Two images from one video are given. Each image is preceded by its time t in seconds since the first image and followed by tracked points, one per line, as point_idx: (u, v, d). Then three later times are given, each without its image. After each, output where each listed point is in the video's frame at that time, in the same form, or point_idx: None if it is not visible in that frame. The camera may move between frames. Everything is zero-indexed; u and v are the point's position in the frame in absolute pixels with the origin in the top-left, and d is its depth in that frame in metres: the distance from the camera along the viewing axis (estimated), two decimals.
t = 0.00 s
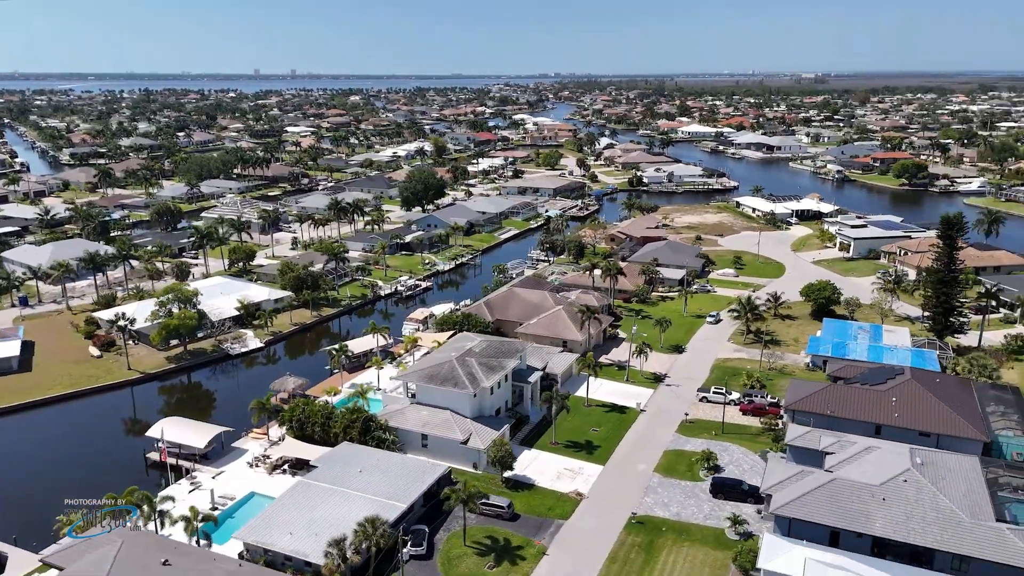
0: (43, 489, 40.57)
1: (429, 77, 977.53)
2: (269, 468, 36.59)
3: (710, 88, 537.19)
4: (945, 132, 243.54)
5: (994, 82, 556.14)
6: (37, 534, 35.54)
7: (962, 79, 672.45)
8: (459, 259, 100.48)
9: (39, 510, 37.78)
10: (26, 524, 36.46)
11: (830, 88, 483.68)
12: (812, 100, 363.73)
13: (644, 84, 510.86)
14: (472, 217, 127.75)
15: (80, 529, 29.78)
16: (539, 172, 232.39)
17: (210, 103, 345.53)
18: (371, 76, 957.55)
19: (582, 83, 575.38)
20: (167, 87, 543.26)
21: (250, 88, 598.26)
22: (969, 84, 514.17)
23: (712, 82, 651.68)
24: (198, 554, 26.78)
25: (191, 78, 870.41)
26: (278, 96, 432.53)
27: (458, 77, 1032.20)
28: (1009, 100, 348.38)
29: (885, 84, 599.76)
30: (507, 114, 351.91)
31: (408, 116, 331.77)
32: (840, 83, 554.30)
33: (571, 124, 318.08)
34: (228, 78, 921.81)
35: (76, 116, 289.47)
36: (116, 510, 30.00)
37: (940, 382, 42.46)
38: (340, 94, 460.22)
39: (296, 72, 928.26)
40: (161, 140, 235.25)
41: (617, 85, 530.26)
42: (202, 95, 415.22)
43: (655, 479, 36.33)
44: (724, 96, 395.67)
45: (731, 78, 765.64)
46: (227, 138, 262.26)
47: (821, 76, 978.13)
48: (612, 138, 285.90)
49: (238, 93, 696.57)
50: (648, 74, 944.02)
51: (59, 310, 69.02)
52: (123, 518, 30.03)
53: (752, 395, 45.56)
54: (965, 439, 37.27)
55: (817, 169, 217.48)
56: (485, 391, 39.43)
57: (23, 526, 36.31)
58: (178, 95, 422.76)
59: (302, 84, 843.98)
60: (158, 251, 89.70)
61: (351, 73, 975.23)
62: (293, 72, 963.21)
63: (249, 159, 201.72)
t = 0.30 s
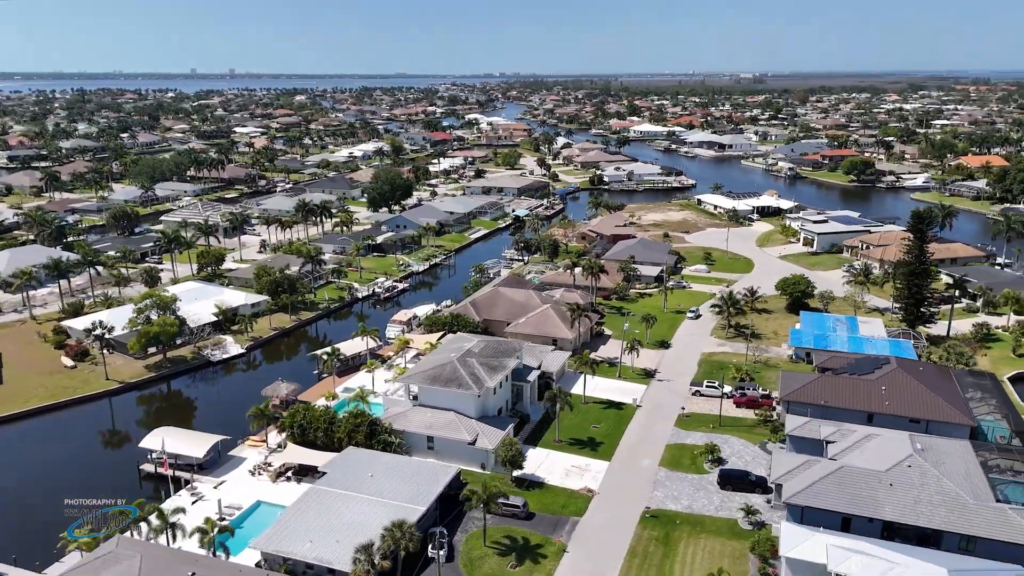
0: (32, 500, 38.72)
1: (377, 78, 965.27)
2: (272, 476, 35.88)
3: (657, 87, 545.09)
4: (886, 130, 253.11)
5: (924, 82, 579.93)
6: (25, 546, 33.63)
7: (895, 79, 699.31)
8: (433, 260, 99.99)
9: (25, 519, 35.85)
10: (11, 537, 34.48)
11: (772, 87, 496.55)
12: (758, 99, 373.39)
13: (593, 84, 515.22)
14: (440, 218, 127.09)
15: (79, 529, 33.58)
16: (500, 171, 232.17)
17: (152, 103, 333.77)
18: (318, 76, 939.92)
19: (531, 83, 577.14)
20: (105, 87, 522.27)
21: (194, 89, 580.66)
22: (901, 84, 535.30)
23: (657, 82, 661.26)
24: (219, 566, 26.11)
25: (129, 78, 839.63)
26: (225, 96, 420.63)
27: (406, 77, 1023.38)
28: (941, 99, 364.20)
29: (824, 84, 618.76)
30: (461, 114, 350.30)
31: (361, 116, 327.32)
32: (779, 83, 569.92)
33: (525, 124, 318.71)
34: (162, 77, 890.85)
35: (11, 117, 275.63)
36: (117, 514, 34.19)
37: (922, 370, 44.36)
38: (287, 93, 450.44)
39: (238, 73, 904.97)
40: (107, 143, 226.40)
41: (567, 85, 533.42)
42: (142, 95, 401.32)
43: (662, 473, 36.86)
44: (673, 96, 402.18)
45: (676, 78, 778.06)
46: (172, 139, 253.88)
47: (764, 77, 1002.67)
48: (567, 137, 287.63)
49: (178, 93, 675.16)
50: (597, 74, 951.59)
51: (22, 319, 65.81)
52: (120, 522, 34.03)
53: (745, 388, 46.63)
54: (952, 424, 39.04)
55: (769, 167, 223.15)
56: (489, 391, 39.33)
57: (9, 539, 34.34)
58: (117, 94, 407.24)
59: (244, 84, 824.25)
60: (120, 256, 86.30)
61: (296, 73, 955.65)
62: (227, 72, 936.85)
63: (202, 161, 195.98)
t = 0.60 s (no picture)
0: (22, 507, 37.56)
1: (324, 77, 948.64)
2: (276, 483, 35.17)
3: (605, 86, 550.87)
4: (831, 128, 261.83)
5: (855, 82, 600.41)
6: (18, 552, 32.27)
7: (832, 79, 723.84)
8: (405, 261, 99.16)
9: (19, 523, 34.61)
10: (3, 542, 33.10)
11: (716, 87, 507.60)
12: (706, 99, 381.35)
13: (543, 83, 517.74)
14: (407, 219, 125.93)
15: (80, 530, 33.79)
16: (459, 171, 231.07)
17: (90, 104, 320.96)
18: (262, 75, 917.86)
19: (480, 83, 576.74)
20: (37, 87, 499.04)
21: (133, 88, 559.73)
22: (836, 83, 553.01)
23: (604, 81, 668.52)
24: None
25: (61, 77, 804.26)
26: (169, 96, 406.28)
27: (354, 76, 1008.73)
28: (877, 98, 378.31)
29: (765, 84, 635.67)
30: (414, 114, 347.55)
31: (314, 117, 321.01)
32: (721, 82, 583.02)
33: (480, 124, 318.19)
34: (97, 77, 857.16)
35: None
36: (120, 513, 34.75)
37: (903, 360, 46.25)
38: (232, 93, 438.00)
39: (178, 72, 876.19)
40: (48, 146, 216.22)
41: (516, 86, 534.64)
42: (78, 96, 384.24)
43: (666, 467, 37.45)
44: (624, 95, 407.18)
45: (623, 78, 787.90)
46: (115, 141, 244.68)
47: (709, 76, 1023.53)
48: (523, 137, 288.35)
49: (115, 93, 650.44)
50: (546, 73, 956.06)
51: None
52: (122, 520, 34.41)
53: (735, 381, 47.76)
54: (938, 411, 40.79)
55: (722, 165, 228.19)
56: (492, 392, 39.33)
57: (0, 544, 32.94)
58: (51, 95, 390.31)
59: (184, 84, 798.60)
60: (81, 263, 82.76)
61: (239, 72, 931.42)
62: (167, 71, 907.41)
63: (153, 163, 189.23)
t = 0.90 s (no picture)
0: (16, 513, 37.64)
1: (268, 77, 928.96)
2: (283, 492, 34.50)
3: (553, 86, 553.71)
4: (779, 127, 268.95)
5: (793, 82, 620.14)
6: (19, 551, 32.49)
7: (770, 78, 744.74)
8: (378, 263, 98.08)
9: (19, 523, 34.85)
10: (2, 543, 33.22)
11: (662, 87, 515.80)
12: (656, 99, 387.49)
13: (494, 83, 517.46)
14: (374, 220, 124.39)
15: (80, 530, 33.89)
16: (419, 171, 229.04)
17: (25, 104, 306.21)
18: (203, 75, 892.94)
19: (429, 83, 573.13)
20: None
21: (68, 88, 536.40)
22: (776, 83, 569.14)
23: (552, 81, 670.79)
24: None
25: None
26: (108, 96, 390.35)
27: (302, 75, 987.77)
28: (817, 97, 390.60)
29: (710, 84, 648.37)
30: (366, 115, 343.16)
31: (264, 118, 313.44)
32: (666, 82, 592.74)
33: (434, 123, 316.33)
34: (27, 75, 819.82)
35: None
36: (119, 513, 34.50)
37: (885, 350, 48.11)
38: (176, 93, 423.86)
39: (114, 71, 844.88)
40: None
41: (466, 85, 532.55)
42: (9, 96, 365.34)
43: (670, 461, 38.07)
44: (579, 95, 408.19)
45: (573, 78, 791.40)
46: (54, 143, 235.13)
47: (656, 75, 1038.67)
48: (479, 137, 287.89)
49: (36, 90, 615.35)
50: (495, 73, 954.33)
51: None
52: (122, 521, 33.94)
53: (725, 375, 48.91)
54: (924, 398, 42.60)
55: (677, 163, 232.18)
56: (495, 393, 39.31)
57: None
58: None
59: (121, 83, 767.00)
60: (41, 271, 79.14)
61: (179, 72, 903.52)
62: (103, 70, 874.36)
63: (100, 165, 181.88)
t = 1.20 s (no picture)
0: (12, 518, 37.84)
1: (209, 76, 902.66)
2: (291, 499, 33.84)
3: (499, 86, 551.88)
4: (729, 126, 274.33)
5: (734, 82, 635.94)
6: (21, 548, 32.92)
7: (712, 78, 760.67)
8: (350, 266, 96.83)
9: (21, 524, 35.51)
10: (5, 542, 33.70)
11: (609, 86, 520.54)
12: (607, 98, 391.69)
13: (442, 83, 514.33)
14: (341, 221, 122.54)
15: (81, 530, 34.29)
16: (378, 172, 226.22)
17: None
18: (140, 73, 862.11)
19: (376, 83, 566.28)
20: None
21: None
22: (719, 82, 581.69)
23: (501, 82, 670.43)
24: None
25: None
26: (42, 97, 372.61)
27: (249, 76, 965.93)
28: (759, 97, 399.64)
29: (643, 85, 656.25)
30: (318, 116, 337.35)
31: (212, 119, 304.60)
32: (613, 82, 598.55)
33: (386, 123, 312.82)
34: None
35: None
36: (119, 513, 34.83)
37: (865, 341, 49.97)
38: (116, 94, 407.98)
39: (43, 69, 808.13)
40: None
41: (416, 85, 527.70)
42: None
43: (674, 455, 38.74)
44: (524, 95, 411.57)
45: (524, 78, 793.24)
46: None
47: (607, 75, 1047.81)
48: (435, 137, 286.04)
49: None
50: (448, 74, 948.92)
51: None
52: (121, 521, 34.14)
53: (715, 369, 50.05)
54: (909, 387, 44.38)
55: (634, 162, 235.17)
56: (499, 392, 39.37)
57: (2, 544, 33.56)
58: None
59: (56, 83, 736.67)
60: None
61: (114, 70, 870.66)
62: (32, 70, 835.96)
63: (44, 169, 174.06)
